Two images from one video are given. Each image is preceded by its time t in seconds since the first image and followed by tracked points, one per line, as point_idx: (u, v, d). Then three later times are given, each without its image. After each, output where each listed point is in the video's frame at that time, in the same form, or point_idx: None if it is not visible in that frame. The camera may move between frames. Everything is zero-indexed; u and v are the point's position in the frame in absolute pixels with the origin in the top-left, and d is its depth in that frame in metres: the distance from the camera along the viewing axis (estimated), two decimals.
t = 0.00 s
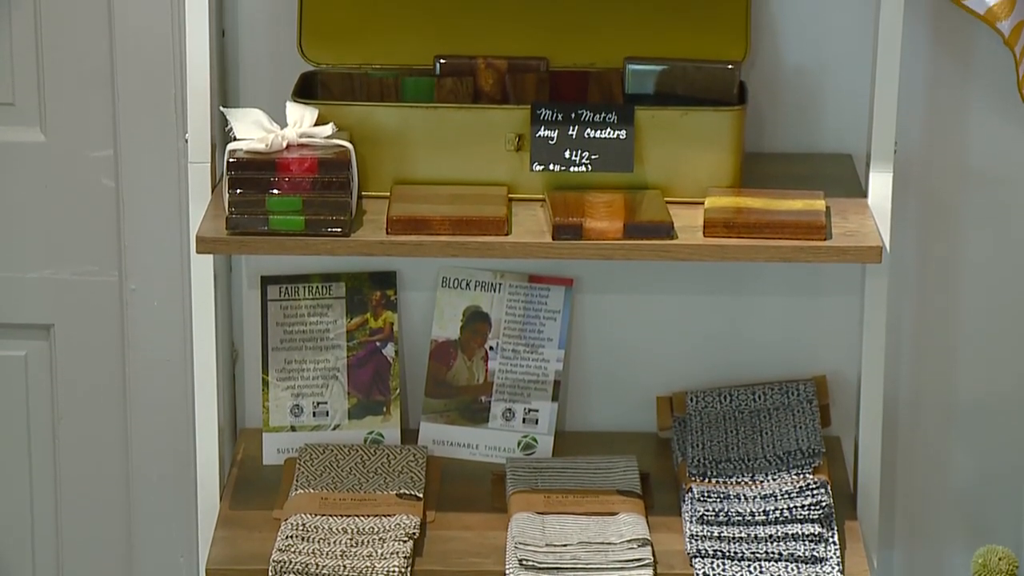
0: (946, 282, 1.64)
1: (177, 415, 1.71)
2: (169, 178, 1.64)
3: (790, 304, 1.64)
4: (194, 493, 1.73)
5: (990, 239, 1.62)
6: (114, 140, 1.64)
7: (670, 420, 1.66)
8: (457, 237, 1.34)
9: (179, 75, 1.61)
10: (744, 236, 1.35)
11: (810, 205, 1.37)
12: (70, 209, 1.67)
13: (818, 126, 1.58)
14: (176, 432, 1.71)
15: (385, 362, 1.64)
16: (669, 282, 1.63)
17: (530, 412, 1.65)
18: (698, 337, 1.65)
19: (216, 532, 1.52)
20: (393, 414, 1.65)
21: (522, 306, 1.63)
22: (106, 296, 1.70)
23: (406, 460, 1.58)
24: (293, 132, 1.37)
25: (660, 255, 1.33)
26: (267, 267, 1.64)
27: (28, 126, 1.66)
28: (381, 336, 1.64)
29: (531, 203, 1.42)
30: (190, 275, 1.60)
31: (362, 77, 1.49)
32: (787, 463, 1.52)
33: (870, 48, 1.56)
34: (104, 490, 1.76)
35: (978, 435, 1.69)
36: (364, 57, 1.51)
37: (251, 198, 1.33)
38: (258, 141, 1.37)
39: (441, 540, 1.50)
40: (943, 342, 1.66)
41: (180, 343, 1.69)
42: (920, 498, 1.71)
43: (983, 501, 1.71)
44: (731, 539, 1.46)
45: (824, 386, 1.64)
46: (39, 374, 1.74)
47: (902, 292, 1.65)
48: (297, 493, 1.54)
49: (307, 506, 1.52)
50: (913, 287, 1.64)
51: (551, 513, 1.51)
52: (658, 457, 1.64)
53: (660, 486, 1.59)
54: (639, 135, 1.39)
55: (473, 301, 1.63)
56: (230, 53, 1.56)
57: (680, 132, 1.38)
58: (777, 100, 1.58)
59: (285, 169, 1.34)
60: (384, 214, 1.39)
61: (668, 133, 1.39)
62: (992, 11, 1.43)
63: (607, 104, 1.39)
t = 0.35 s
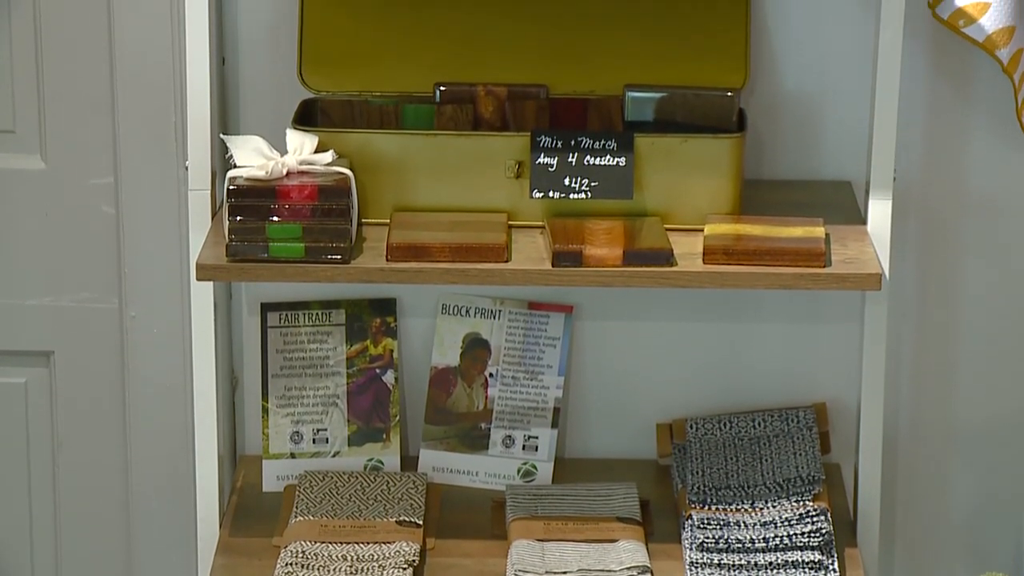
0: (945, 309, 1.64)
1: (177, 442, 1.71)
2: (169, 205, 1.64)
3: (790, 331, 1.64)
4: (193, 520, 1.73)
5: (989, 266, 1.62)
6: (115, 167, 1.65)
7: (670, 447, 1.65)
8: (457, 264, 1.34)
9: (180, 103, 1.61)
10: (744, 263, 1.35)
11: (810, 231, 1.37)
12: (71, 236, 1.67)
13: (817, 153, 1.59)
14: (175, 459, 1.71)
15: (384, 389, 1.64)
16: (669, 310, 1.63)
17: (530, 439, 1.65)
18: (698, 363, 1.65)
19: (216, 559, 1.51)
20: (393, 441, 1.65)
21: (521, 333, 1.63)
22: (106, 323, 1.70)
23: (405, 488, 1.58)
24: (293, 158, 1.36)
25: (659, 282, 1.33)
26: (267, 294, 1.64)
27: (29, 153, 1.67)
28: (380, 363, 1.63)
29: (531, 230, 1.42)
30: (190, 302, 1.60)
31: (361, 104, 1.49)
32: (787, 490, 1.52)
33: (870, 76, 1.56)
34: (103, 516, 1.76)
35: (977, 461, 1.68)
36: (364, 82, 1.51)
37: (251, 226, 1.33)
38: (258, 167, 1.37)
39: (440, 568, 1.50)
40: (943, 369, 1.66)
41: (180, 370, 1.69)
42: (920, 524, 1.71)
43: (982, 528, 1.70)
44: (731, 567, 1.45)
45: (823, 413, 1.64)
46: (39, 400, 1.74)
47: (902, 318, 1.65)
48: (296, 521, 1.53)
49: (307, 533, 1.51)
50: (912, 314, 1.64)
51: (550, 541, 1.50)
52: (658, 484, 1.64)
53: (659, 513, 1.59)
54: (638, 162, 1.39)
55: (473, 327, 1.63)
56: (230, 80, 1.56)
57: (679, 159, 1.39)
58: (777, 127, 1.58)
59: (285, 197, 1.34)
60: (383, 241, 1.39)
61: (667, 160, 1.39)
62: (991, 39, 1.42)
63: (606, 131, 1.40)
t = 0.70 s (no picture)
0: (945, 339, 1.64)
1: (176, 473, 1.71)
2: (169, 237, 1.64)
3: (790, 362, 1.63)
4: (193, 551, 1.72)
5: (989, 296, 1.62)
6: (114, 200, 1.65)
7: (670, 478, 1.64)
8: (457, 296, 1.34)
9: (180, 135, 1.61)
10: (744, 294, 1.35)
11: (808, 262, 1.38)
12: (71, 268, 1.68)
13: (816, 185, 1.59)
14: (175, 490, 1.71)
15: (384, 421, 1.64)
16: (668, 341, 1.63)
17: (530, 470, 1.64)
18: (698, 394, 1.65)
19: None
20: (392, 472, 1.64)
21: (521, 365, 1.63)
22: (106, 355, 1.70)
23: (405, 518, 1.58)
24: (293, 191, 1.37)
25: (659, 313, 1.33)
26: (267, 325, 1.64)
27: (29, 185, 1.67)
28: (380, 394, 1.63)
29: (531, 262, 1.42)
30: (190, 333, 1.60)
31: (362, 135, 1.50)
32: (787, 521, 1.51)
33: (868, 108, 1.57)
34: (103, 549, 1.75)
35: (977, 490, 1.68)
36: (361, 113, 1.52)
37: (251, 257, 1.33)
38: (258, 199, 1.36)
39: None
40: (943, 399, 1.65)
41: (180, 401, 1.69)
42: (920, 554, 1.71)
43: (982, 557, 1.70)
44: None
45: (823, 444, 1.64)
46: (40, 432, 1.74)
47: (902, 349, 1.64)
48: (296, 552, 1.52)
49: (307, 565, 1.49)
50: (912, 344, 1.64)
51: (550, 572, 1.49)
52: (658, 515, 1.64)
53: (659, 544, 1.58)
54: (638, 194, 1.39)
55: (473, 358, 1.63)
56: (231, 112, 1.57)
57: (679, 191, 1.39)
58: (776, 159, 1.59)
59: (285, 228, 1.34)
60: (383, 272, 1.40)
61: (667, 193, 1.39)
62: (990, 70, 1.42)
63: (606, 163, 1.40)
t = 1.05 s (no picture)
0: (945, 366, 1.63)
1: (176, 501, 1.70)
2: (169, 264, 1.65)
3: (790, 390, 1.63)
4: None
5: (989, 323, 1.62)
6: (115, 227, 1.66)
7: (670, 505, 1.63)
8: (456, 323, 1.34)
9: (181, 162, 1.62)
10: (743, 321, 1.35)
11: (808, 290, 1.38)
12: (71, 295, 1.68)
13: (816, 212, 1.59)
14: (174, 518, 1.71)
15: (384, 448, 1.63)
16: (668, 368, 1.63)
17: (530, 498, 1.64)
18: (698, 422, 1.65)
19: None
20: (392, 500, 1.64)
21: (521, 392, 1.63)
22: (106, 382, 1.70)
23: (405, 546, 1.57)
24: (293, 218, 1.37)
25: (658, 341, 1.33)
26: (267, 352, 1.64)
27: (30, 213, 1.68)
28: (380, 422, 1.63)
29: (531, 289, 1.42)
30: (190, 361, 1.60)
31: (361, 163, 1.50)
32: (787, 549, 1.51)
33: (867, 136, 1.57)
34: None
35: (978, 517, 1.68)
36: (363, 141, 1.52)
37: (251, 285, 1.34)
38: (258, 227, 1.36)
39: None
40: (943, 426, 1.65)
41: (180, 428, 1.69)
42: None
43: None
44: None
45: (823, 471, 1.63)
46: (39, 460, 1.74)
47: (901, 377, 1.64)
48: None
49: None
50: (912, 371, 1.64)
51: None
52: (658, 543, 1.63)
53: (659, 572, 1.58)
54: (637, 222, 1.40)
55: (473, 386, 1.63)
56: (231, 140, 1.57)
57: (678, 220, 1.39)
58: (775, 187, 1.59)
59: (285, 256, 1.34)
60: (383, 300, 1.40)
61: (667, 221, 1.39)
62: (990, 99, 1.43)
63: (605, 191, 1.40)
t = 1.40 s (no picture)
0: (944, 397, 1.64)
1: (176, 532, 1.71)
2: (169, 296, 1.65)
3: (790, 422, 1.63)
4: None
5: (988, 354, 1.62)
6: (115, 260, 1.66)
7: (670, 537, 1.64)
8: (456, 355, 1.34)
9: (181, 194, 1.62)
10: (743, 353, 1.35)
11: (807, 322, 1.37)
12: (72, 327, 1.68)
13: (815, 244, 1.60)
14: (175, 549, 1.71)
15: (384, 480, 1.63)
16: (669, 401, 1.63)
17: (530, 530, 1.64)
18: (698, 454, 1.64)
19: None
20: (392, 532, 1.63)
21: (520, 423, 1.62)
22: (106, 414, 1.70)
23: None
24: (294, 251, 1.37)
25: (659, 373, 1.33)
26: (266, 385, 1.63)
27: (30, 245, 1.68)
28: (380, 454, 1.63)
29: (531, 321, 1.43)
30: (190, 394, 1.60)
31: (361, 195, 1.51)
32: None
33: (866, 168, 1.57)
34: None
35: (978, 546, 1.68)
36: (363, 174, 1.53)
37: (251, 317, 1.34)
38: (258, 259, 1.37)
39: None
40: (943, 456, 1.65)
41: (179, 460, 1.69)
42: None
43: None
44: None
45: (823, 504, 1.63)
46: (39, 492, 1.74)
47: (901, 408, 1.64)
48: None
49: None
50: (912, 403, 1.64)
51: None
52: None
53: None
54: (636, 254, 1.40)
55: (473, 418, 1.62)
56: (231, 171, 1.58)
57: (677, 252, 1.40)
58: (774, 219, 1.59)
59: (285, 288, 1.35)
60: (384, 331, 1.40)
61: (666, 253, 1.40)
62: (989, 131, 1.43)
63: (605, 223, 1.40)
